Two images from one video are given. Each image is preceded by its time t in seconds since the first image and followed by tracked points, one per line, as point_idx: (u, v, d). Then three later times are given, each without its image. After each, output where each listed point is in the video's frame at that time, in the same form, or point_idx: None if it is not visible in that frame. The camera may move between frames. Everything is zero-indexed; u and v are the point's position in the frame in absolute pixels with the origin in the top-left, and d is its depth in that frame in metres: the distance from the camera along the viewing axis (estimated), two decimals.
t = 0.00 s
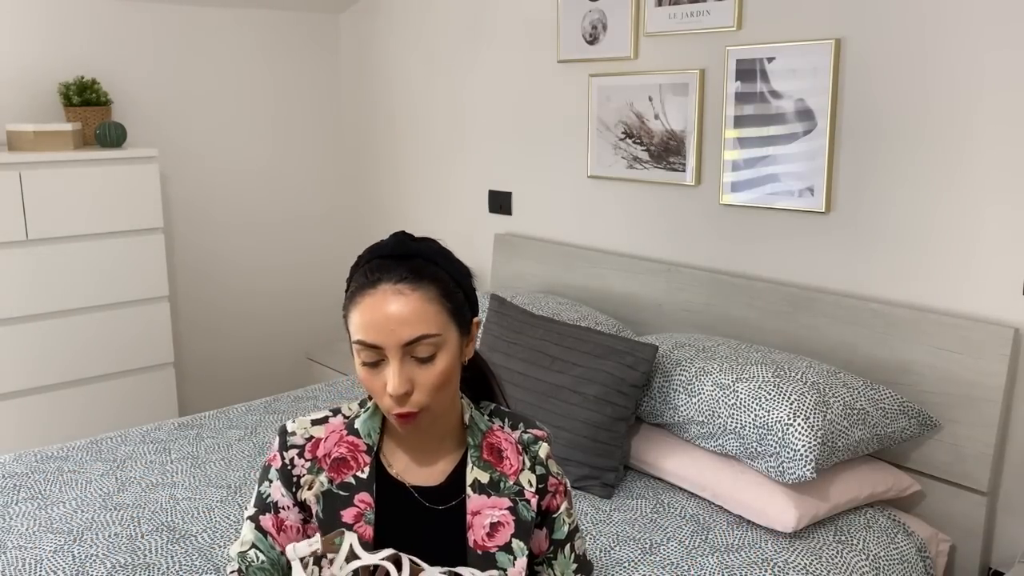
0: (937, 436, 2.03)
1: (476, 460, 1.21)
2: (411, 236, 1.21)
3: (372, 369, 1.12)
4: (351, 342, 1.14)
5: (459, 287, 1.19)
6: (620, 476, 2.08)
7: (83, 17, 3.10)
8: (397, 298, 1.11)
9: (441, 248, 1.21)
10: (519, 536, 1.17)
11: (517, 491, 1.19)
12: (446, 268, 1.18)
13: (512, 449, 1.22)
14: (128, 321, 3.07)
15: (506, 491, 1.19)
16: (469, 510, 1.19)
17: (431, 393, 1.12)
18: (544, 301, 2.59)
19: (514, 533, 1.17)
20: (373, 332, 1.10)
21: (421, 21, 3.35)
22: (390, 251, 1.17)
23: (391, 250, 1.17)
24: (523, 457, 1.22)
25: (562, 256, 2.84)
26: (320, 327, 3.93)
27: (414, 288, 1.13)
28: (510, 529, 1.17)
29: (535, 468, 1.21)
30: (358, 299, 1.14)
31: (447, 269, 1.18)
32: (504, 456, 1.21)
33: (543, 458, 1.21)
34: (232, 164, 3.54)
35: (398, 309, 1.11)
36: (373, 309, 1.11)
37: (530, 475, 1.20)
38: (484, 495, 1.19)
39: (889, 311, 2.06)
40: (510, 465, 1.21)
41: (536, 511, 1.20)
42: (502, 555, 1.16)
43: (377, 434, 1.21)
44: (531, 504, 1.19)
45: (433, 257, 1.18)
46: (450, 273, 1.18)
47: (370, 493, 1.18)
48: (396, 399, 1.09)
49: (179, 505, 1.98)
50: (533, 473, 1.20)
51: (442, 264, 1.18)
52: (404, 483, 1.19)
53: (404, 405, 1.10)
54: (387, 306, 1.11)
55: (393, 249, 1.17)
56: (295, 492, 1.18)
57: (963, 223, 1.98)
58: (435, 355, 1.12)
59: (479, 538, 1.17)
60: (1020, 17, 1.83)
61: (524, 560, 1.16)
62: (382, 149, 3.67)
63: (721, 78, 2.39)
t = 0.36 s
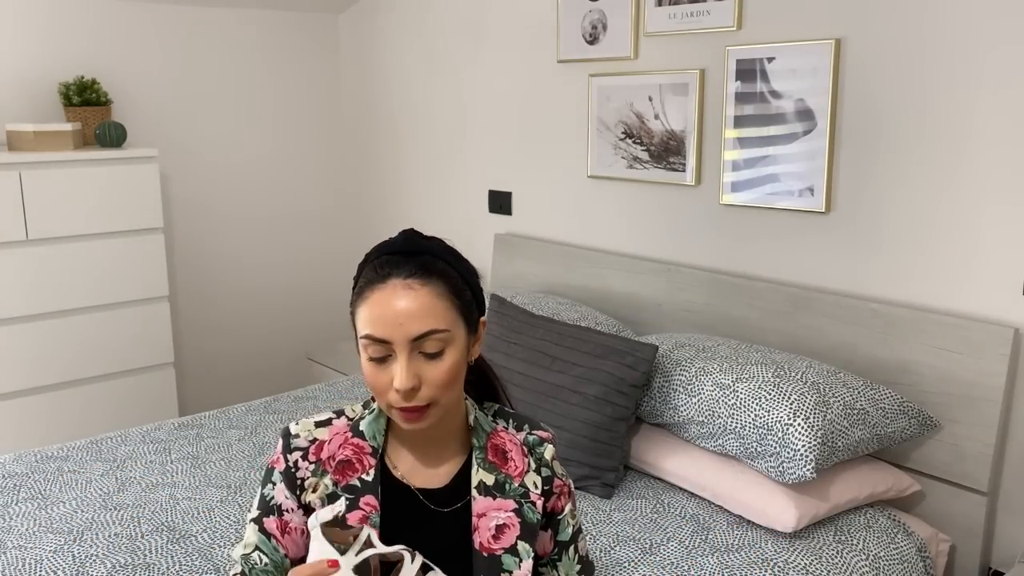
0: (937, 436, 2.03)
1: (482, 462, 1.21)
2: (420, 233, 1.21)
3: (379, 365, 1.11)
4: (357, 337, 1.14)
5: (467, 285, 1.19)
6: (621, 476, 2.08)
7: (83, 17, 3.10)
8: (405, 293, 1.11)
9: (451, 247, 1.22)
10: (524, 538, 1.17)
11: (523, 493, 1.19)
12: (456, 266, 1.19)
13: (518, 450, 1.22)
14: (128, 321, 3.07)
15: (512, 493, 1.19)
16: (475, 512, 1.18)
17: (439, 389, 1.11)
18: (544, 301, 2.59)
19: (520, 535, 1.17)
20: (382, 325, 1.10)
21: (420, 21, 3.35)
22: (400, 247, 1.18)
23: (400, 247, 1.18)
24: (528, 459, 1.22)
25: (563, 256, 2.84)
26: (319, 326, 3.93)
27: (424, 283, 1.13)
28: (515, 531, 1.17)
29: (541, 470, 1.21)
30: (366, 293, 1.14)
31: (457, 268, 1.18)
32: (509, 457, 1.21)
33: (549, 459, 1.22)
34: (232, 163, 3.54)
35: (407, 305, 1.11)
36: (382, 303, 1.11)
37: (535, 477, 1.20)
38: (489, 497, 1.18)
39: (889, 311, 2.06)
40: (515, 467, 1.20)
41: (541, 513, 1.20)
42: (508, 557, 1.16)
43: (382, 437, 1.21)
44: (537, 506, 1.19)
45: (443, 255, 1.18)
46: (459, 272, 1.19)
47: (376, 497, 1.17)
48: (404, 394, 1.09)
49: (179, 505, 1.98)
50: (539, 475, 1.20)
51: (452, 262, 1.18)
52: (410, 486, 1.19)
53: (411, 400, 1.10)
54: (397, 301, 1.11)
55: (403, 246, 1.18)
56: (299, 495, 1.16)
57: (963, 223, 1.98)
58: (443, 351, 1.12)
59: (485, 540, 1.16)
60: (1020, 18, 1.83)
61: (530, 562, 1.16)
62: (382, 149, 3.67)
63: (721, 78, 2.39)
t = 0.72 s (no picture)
0: (937, 436, 2.03)
1: (483, 463, 1.21)
2: (422, 235, 1.21)
3: (381, 368, 1.11)
4: (358, 340, 1.14)
5: (469, 288, 1.19)
6: (620, 476, 2.08)
7: (83, 17, 3.10)
8: (408, 297, 1.11)
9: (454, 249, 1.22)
10: (526, 539, 1.17)
11: (525, 494, 1.19)
12: (458, 269, 1.19)
13: (519, 451, 1.21)
14: (128, 321, 3.07)
15: (513, 494, 1.18)
16: (476, 513, 1.18)
17: (441, 393, 1.11)
18: (544, 301, 2.59)
19: (521, 536, 1.17)
20: (383, 329, 1.10)
21: (420, 21, 3.35)
22: (402, 250, 1.17)
23: (402, 249, 1.18)
24: (529, 460, 1.21)
25: (563, 256, 2.84)
26: (319, 327, 3.93)
27: (426, 287, 1.13)
28: (517, 532, 1.17)
29: (542, 471, 1.21)
30: (368, 296, 1.14)
31: (459, 270, 1.19)
32: (511, 458, 1.21)
33: (550, 460, 1.22)
34: (232, 164, 3.54)
35: (409, 309, 1.10)
36: (385, 307, 1.11)
37: (536, 478, 1.20)
38: (491, 498, 1.18)
39: (889, 311, 2.06)
40: (516, 467, 1.20)
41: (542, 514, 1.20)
42: (510, 558, 1.16)
43: (383, 437, 1.20)
44: (538, 507, 1.19)
45: (446, 257, 1.18)
46: (462, 274, 1.19)
47: (378, 497, 1.17)
48: (406, 398, 1.09)
49: (179, 505, 1.98)
50: (540, 476, 1.20)
51: (454, 265, 1.18)
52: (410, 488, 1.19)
53: (412, 404, 1.10)
54: (399, 305, 1.10)
55: (405, 248, 1.18)
56: (300, 496, 1.16)
57: (963, 222, 1.98)
58: (445, 355, 1.12)
59: (486, 541, 1.16)
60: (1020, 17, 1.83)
61: (531, 563, 1.16)
62: (382, 149, 3.67)
63: (721, 78, 2.39)
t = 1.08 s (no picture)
0: (937, 436, 2.03)
1: (483, 462, 1.21)
2: (421, 238, 1.21)
3: (386, 374, 1.11)
4: (362, 347, 1.13)
5: (470, 290, 1.19)
6: (620, 476, 2.08)
7: (83, 17, 3.10)
8: (411, 302, 1.11)
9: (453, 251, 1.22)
10: (525, 539, 1.17)
11: (524, 493, 1.19)
12: (458, 270, 1.18)
13: (519, 451, 1.21)
14: (128, 321, 3.07)
15: (513, 493, 1.18)
16: (476, 513, 1.18)
17: (446, 397, 1.12)
18: (544, 301, 2.59)
19: (521, 535, 1.17)
20: (388, 336, 1.10)
21: (420, 21, 3.35)
22: (402, 254, 1.17)
23: (402, 253, 1.17)
24: (529, 459, 1.21)
25: (562, 256, 2.84)
26: (319, 327, 3.93)
27: (429, 291, 1.13)
28: (516, 531, 1.17)
29: (542, 471, 1.21)
30: (369, 302, 1.14)
31: (459, 272, 1.18)
32: (510, 457, 1.21)
33: (549, 460, 1.21)
34: (232, 163, 3.54)
35: (413, 314, 1.10)
36: (388, 313, 1.11)
37: (536, 477, 1.20)
38: (490, 498, 1.18)
39: (889, 311, 2.06)
40: (516, 467, 1.20)
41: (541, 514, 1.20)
42: (509, 557, 1.16)
43: (384, 437, 1.20)
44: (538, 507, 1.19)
45: (446, 260, 1.18)
46: (462, 276, 1.19)
47: (379, 498, 1.17)
48: (412, 403, 1.09)
49: (179, 505, 1.98)
50: (539, 476, 1.20)
51: (454, 267, 1.18)
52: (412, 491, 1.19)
53: (420, 409, 1.10)
54: (402, 311, 1.10)
55: (404, 252, 1.17)
56: (304, 495, 1.16)
57: (963, 223, 1.98)
58: (450, 359, 1.12)
59: (486, 540, 1.17)
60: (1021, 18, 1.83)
61: (530, 563, 1.16)
62: (382, 149, 3.67)
63: (721, 78, 2.39)
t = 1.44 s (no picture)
0: (937, 436, 2.03)
1: (483, 465, 1.21)
2: (424, 232, 1.21)
3: (389, 364, 1.11)
4: (364, 336, 1.13)
5: (473, 284, 1.19)
6: (620, 476, 2.08)
7: (83, 17, 3.10)
8: (416, 291, 1.11)
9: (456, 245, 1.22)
10: (527, 542, 1.17)
11: (525, 496, 1.19)
12: (461, 263, 1.19)
13: (519, 453, 1.21)
14: (129, 321, 3.07)
15: (514, 496, 1.18)
16: (478, 516, 1.18)
17: (449, 388, 1.11)
18: (544, 301, 2.59)
19: (522, 538, 1.17)
20: (392, 324, 1.10)
21: (420, 21, 3.35)
22: (406, 246, 1.17)
23: (406, 245, 1.17)
24: (530, 462, 1.21)
25: (563, 256, 2.84)
26: (320, 326, 3.94)
27: (434, 281, 1.13)
28: (518, 534, 1.17)
29: (543, 473, 1.21)
30: (372, 291, 1.13)
31: (463, 265, 1.19)
32: (511, 460, 1.21)
33: (550, 462, 1.22)
34: (232, 163, 3.54)
35: (417, 303, 1.10)
36: (393, 302, 1.11)
37: (537, 480, 1.20)
38: (491, 501, 1.18)
39: (889, 311, 2.06)
40: (517, 470, 1.20)
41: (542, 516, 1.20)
42: (511, 561, 1.16)
43: (383, 441, 1.19)
44: (539, 509, 1.19)
45: (450, 252, 1.18)
46: (465, 270, 1.19)
47: (378, 502, 1.16)
48: (415, 392, 1.09)
49: (179, 505, 1.98)
50: (540, 479, 1.20)
51: (458, 261, 1.18)
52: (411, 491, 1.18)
53: (422, 399, 1.09)
54: (407, 299, 1.10)
55: (409, 243, 1.17)
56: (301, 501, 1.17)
57: (963, 223, 1.98)
58: (453, 349, 1.12)
59: (487, 545, 1.16)
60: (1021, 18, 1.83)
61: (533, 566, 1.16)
62: (383, 149, 3.67)
63: (721, 78, 2.39)
